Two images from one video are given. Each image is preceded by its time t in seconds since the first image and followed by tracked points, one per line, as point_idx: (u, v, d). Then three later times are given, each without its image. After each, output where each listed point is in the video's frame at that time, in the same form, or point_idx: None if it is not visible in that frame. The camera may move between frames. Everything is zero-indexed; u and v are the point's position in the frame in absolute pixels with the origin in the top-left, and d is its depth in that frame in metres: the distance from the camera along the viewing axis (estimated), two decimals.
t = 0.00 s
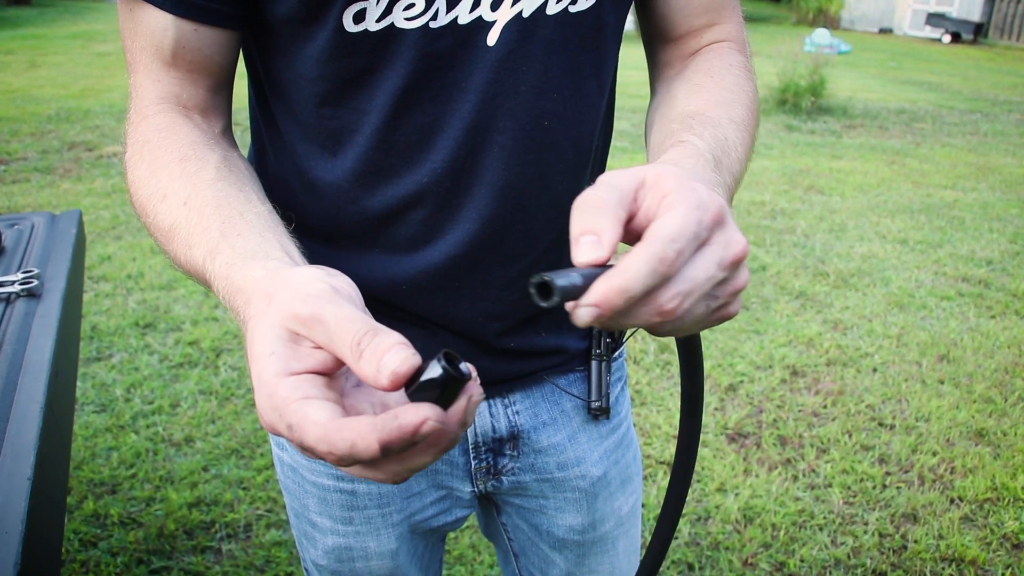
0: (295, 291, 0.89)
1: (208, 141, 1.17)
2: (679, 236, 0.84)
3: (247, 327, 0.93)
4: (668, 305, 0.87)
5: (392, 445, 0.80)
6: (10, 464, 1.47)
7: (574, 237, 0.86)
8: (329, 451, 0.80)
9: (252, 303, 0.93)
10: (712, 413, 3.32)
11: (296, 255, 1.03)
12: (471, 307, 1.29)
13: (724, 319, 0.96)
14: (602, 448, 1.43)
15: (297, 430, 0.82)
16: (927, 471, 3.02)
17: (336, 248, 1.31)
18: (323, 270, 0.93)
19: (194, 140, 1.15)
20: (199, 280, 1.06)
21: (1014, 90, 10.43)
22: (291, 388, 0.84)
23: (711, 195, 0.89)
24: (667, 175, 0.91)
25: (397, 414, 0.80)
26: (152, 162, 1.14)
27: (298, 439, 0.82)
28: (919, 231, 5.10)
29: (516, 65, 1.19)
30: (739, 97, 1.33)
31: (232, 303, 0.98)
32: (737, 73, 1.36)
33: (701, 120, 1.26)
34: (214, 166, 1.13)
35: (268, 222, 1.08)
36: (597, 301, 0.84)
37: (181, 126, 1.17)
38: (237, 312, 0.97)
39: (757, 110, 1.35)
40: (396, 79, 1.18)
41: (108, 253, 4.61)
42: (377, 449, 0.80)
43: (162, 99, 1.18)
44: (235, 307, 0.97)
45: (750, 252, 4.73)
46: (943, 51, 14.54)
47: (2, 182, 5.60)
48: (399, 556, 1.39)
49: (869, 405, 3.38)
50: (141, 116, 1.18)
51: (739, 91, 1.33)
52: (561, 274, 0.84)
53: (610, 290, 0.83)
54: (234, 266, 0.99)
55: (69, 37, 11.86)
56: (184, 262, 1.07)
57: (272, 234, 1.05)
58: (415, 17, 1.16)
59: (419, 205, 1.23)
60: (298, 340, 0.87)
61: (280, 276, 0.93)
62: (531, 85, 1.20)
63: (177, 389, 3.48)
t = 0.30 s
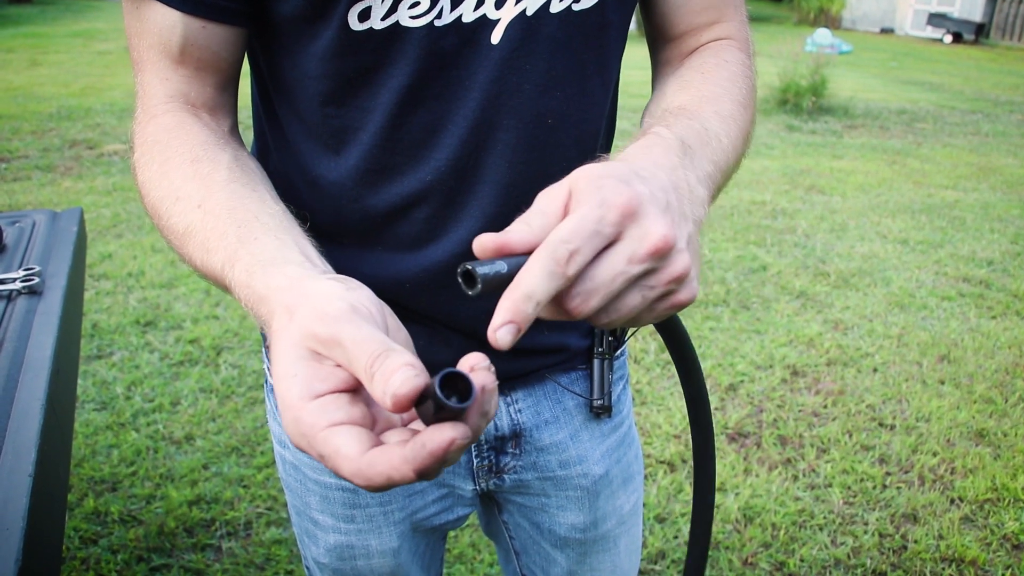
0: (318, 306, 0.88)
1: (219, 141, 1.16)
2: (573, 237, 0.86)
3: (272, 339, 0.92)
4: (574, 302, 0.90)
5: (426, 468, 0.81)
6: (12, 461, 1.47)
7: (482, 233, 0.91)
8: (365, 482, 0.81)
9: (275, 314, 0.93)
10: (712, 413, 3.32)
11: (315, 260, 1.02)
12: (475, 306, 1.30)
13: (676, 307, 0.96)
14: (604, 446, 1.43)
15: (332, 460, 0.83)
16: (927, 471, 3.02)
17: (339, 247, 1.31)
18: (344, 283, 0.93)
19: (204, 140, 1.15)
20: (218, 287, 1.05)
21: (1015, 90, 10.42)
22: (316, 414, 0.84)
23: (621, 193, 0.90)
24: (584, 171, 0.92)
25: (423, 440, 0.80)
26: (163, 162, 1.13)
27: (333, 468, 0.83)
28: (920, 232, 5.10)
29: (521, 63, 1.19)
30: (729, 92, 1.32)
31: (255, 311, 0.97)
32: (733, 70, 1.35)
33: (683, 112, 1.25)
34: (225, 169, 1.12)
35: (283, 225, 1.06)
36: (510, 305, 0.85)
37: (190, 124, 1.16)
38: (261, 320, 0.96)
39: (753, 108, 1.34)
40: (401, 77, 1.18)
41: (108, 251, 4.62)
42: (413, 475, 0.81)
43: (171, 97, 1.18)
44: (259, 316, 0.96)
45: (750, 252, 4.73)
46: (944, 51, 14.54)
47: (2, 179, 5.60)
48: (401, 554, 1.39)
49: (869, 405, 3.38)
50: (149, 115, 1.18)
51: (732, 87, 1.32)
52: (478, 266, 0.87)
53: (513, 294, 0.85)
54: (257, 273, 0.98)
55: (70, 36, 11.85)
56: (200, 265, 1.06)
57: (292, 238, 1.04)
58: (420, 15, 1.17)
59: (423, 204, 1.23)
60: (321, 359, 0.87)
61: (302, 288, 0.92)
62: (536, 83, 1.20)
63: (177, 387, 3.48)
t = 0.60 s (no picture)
0: (333, 295, 0.87)
1: (226, 135, 1.16)
2: (525, 240, 0.87)
3: (288, 328, 0.92)
4: (542, 303, 0.91)
5: (433, 460, 0.82)
6: (12, 458, 1.47)
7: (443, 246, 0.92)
8: (374, 472, 0.82)
9: (291, 303, 0.92)
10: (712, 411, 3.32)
11: (329, 249, 1.01)
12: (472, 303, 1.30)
13: (657, 292, 0.96)
14: (603, 445, 1.43)
15: (343, 450, 0.83)
16: (927, 470, 3.03)
17: (337, 242, 1.31)
18: (359, 272, 0.92)
19: (211, 133, 1.14)
20: (232, 277, 1.04)
21: (1016, 89, 10.42)
22: (331, 404, 0.84)
23: (573, 187, 0.90)
24: (537, 169, 0.93)
25: (433, 433, 0.82)
26: (172, 157, 1.12)
27: (344, 458, 0.84)
28: (920, 231, 5.10)
29: (519, 60, 1.19)
30: (721, 85, 1.31)
31: (272, 300, 0.97)
32: (731, 64, 1.35)
33: (671, 102, 1.24)
34: (235, 160, 1.11)
35: (294, 215, 1.05)
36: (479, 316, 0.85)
37: (196, 119, 1.16)
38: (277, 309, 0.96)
39: (752, 104, 1.33)
40: (400, 74, 1.18)
41: (108, 249, 4.62)
42: (420, 467, 0.83)
43: (176, 92, 1.18)
44: (276, 305, 0.96)
45: (751, 251, 4.72)
46: (945, 50, 14.53)
47: (3, 177, 5.60)
48: (399, 552, 1.39)
49: (869, 404, 3.38)
50: (155, 110, 1.17)
51: (728, 81, 1.32)
52: (437, 279, 0.88)
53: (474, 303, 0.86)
54: (272, 263, 0.97)
55: (71, 33, 11.85)
56: (211, 258, 1.05)
57: (305, 228, 1.03)
58: (418, 11, 1.16)
59: (420, 200, 1.23)
60: (336, 348, 0.86)
61: (318, 277, 0.92)
62: (533, 80, 1.20)
63: (177, 385, 3.48)
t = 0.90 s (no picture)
0: (325, 291, 0.88)
1: (222, 131, 1.15)
2: (512, 239, 0.87)
3: (280, 321, 0.92)
4: (530, 302, 0.91)
5: (420, 448, 0.84)
6: (9, 456, 1.47)
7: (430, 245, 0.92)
8: (361, 462, 0.83)
9: (284, 297, 0.92)
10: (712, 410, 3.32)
11: (322, 244, 1.01)
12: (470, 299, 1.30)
13: (648, 287, 0.96)
14: (601, 443, 1.43)
15: (330, 441, 0.85)
16: (926, 469, 3.03)
17: (334, 239, 1.31)
18: (354, 266, 0.92)
19: (206, 129, 1.14)
20: (226, 272, 1.04)
21: (1015, 89, 10.42)
22: (320, 397, 0.86)
23: (561, 183, 0.90)
24: (523, 166, 0.92)
25: (422, 420, 0.83)
26: (167, 153, 1.12)
27: (332, 449, 0.85)
28: (919, 230, 5.10)
29: (515, 56, 1.18)
30: (717, 82, 1.30)
31: (265, 294, 0.97)
32: (727, 61, 1.35)
33: (665, 100, 1.24)
34: (231, 156, 1.11)
35: (289, 210, 1.05)
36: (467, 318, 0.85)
37: (192, 115, 1.15)
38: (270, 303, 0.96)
39: (748, 100, 1.33)
40: (397, 71, 1.18)
41: (108, 247, 4.61)
42: (407, 455, 0.84)
43: (171, 88, 1.18)
44: (269, 298, 0.96)
45: (750, 250, 4.72)
46: (945, 50, 14.53)
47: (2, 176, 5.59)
48: (397, 550, 1.39)
49: (868, 403, 3.38)
50: (151, 106, 1.17)
51: (724, 78, 1.32)
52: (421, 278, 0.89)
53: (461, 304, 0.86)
54: (265, 257, 0.97)
55: (71, 32, 11.83)
56: (206, 253, 1.06)
57: (298, 223, 1.03)
58: (414, 8, 1.15)
59: (417, 197, 1.23)
60: (328, 342, 0.87)
61: (311, 271, 0.92)
62: (529, 76, 1.19)
63: (176, 383, 3.48)
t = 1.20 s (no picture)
0: (325, 286, 0.87)
1: (217, 132, 1.15)
2: (516, 230, 0.87)
3: (280, 320, 0.91)
4: (534, 295, 0.91)
5: (428, 436, 0.82)
6: (6, 458, 1.47)
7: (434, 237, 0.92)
8: (368, 451, 0.81)
9: (283, 295, 0.92)
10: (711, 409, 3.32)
11: (320, 243, 1.01)
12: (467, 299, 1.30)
13: (648, 283, 0.96)
14: (598, 442, 1.44)
15: (334, 433, 0.83)
16: (924, 468, 3.03)
17: (330, 240, 1.31)
18: (353, 262, 0.91)
19: (202, 130, 1.14)
20: (224, 273, 1.04)
21: (1013, 87, 10.42)
22: (323, 390, 0.84)
23: (565, 177, 0.90)
24: (525, 161, 0.93)
25: (432, 408, 0.82)
26: (163, 154, 1.12)
27: (336, 442, 0.83)
28: (918, 228, 5.10)
29: (511, 56, 1.18)
30: (712, 81, 1.31)
31: (264, 295, 0.96)
32: (721, 60, 1.35)
33: (661, 98, 1.25)
34: (227, 156, 1.11)
35: (287, 210, 1.05)
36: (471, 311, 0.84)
37: (187, 116, 1.15)
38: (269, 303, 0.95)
39: (742, 99, 1.33)
40: (393, 72, 1.17)
41: (106, 248, 4.61)
42: (415, 444, 0.82)
43: (167, 90, 1.17)
44: (267, 297, 0.96)
45: (748, 249, 4.72)
46: (943, 48, 14.54)
47: None
48: (394, 550, 1.39)
49: (867, 401, 3.38)
50: (147, 108, 1.17)
51: (719, 78, 1.32)
52: (426, 269, 0.88)
53: (466, 296, 0.85)
54: (264, 256, 0.97)
55: (68, 32, 11.82)
56: (203, 254, 1.05)
57: (297, 223, 1.03)
58: (410, 9, 1.15)
59: (414, 198, 1.23)
60: (330, 336, 0.86)
61: (311, 267, 0.91)
62: (525, 76, 1.19)
63: (175, 384, 3.48)
